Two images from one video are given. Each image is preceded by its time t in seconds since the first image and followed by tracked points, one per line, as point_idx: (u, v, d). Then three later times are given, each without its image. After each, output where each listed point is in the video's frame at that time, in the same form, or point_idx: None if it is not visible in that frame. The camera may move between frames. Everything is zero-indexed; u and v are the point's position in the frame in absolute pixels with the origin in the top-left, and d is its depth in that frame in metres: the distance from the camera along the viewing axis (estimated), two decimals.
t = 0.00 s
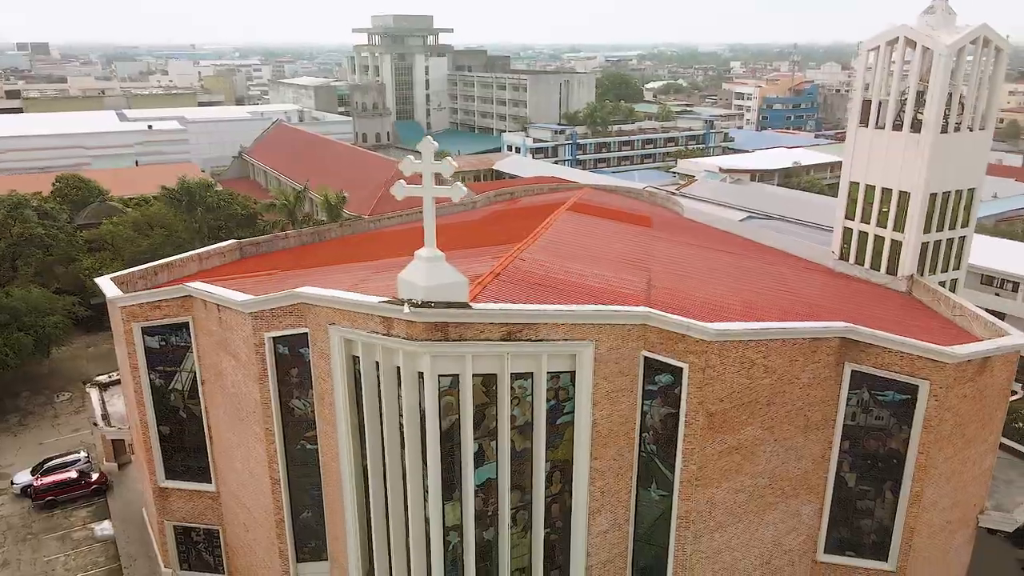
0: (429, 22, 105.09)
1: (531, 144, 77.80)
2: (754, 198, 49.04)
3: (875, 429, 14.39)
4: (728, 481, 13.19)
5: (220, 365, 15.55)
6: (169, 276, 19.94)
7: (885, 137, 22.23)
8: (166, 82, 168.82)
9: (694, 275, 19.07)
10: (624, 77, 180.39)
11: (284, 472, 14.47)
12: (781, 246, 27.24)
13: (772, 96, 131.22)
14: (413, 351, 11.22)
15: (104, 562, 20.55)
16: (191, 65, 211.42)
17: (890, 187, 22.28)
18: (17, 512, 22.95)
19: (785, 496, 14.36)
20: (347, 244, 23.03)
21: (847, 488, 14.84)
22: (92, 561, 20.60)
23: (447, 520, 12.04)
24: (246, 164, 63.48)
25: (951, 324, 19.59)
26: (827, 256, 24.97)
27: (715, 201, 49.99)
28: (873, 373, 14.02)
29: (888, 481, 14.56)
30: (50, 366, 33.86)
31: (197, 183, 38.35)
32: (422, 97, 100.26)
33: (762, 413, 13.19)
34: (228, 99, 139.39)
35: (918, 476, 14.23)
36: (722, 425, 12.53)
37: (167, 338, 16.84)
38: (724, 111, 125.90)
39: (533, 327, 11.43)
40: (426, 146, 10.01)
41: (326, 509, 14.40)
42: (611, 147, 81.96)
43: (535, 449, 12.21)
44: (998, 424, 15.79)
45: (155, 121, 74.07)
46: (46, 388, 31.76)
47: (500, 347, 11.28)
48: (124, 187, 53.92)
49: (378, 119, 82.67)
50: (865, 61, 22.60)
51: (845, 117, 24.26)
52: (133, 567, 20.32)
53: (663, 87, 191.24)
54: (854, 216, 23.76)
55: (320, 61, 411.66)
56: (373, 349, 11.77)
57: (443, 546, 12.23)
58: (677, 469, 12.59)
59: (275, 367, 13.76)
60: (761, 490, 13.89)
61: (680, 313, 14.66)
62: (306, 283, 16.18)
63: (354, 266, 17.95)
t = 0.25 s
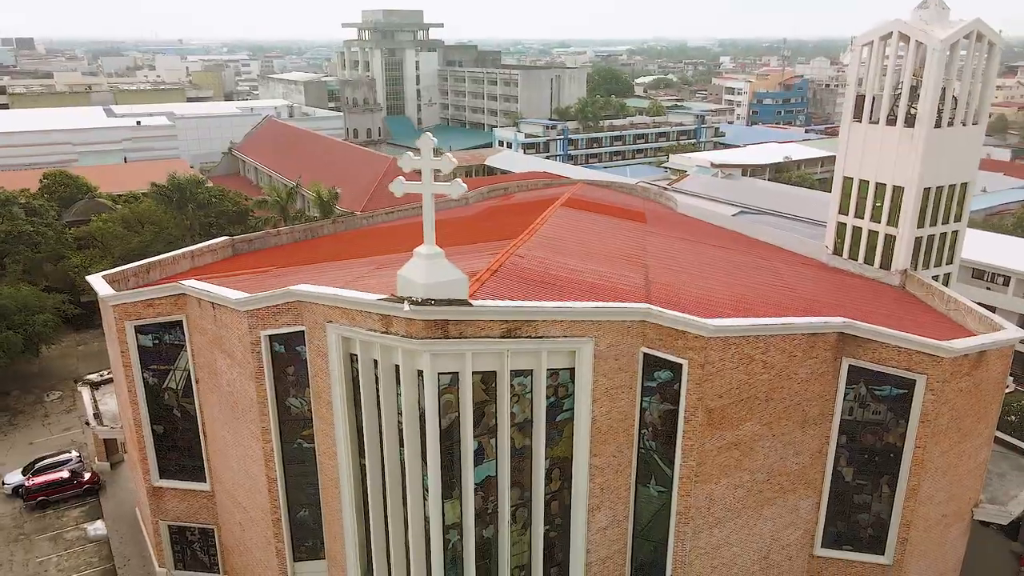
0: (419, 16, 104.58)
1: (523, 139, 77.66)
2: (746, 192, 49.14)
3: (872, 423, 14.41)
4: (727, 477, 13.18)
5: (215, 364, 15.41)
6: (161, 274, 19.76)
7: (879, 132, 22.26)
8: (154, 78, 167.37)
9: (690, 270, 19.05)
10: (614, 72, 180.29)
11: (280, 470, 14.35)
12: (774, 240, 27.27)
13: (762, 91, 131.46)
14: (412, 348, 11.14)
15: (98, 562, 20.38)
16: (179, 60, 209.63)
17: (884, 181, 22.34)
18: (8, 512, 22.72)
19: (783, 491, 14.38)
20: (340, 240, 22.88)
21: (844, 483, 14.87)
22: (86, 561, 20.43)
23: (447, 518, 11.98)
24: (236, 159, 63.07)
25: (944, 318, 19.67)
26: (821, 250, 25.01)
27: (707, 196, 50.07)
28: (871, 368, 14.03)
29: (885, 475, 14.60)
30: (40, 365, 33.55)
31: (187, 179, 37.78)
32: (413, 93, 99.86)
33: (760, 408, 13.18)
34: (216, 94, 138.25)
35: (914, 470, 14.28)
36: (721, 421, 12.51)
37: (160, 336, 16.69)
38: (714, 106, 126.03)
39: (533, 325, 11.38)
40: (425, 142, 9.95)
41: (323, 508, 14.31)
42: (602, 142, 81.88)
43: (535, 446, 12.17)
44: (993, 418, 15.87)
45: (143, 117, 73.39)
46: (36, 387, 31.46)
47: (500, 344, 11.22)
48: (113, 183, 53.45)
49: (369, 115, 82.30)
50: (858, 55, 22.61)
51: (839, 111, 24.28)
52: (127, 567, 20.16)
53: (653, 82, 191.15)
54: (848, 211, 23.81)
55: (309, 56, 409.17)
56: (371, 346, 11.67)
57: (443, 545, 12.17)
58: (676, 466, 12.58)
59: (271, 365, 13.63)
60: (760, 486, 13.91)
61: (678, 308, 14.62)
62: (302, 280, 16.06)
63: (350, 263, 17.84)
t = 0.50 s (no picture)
0: (409, 11, 104.02)
1: (514, 134, 77.48)
2: (738, 187, 49.22)
3: (869, 418, 14.45)
4: (726, 472, 13.19)
5: (210, 362, 15.27)
6: (153, 272, 19.54)
7: (873, 127, 22.30)
8: (141, 73, 165.80)
9: (685, 266, 19.03)
10: (605, 67, 180.06)
11: (277, 469, 14.23)
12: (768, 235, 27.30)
13: (753, 86, 131.67)
14: (412, 346, 11.05)
15: (91, 563, 20.20)
16: (166, 56, 207.77)
17: (878, 176, 22.38)
18: None
19: (780, 486, 14.39)
20: (334, 236, 22.74)
21: (841, 477, 14.90)
22: (79, 561, 20.25)
23: (447, 516, 11.91)
24: (226, 155, 62.60)
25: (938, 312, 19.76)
26: (815, 245, 25.06)
27: (699, 191, 50.11)
28: (868, 363, 14.06)
29: (882, 470, 14.65)
30: (29, 364, 33.18)
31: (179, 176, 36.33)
32: (403, 88, 99.41)
33: (759, 404, 13.18)
34: (204, 89, 137.18)
35: (911, 464, 14.33)
36: (720, 417, 12.51)
37: (154, 335, 16.52)
38: (705, 101, 126.15)
39: (532, 322, 11.32)
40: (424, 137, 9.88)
41: (320, 506, 14.21)
42: (594, 137, 81.81)
43: (535, 443, 12.12)
44: (988, 411, 15.95)
45: (131, 113, 72.66)
46: (26, 386, 31.13)
47: (499, 342, 11.16)
48: (102, 180, 52.92)
49: (360, 110, 81.86)
50: (852, 50, 22.61)
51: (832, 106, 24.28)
52: (121, 567, 20.00)
53: (643, 77, 191.07)
54: (842, 206, 23.86)
55: (298, 51, 406.65)
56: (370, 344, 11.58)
57: (443, 543, 12.11)
58: (676, 462, 12.57)
59: (267, 364, 13.51)
60: (758, 481, 13.92)
61: (675, 304, 14.59)
62: (297, 278, 15.93)
63: (344, 260, 17.72)
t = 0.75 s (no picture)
0: (399, 6, 103.49)
1: (506, 130, 77.27)
2: (730, 182, 49.28)
3: (866, 413, 14.47)
4: (725, 468, 13.19)
5: (205, 361, 15.13)
6: (145, 269, 19.33)
7: (867, 122, 22.31)
8: (128, 68, 164.28)
9: (681, 261, 18.99)
10: (595, 62, 179.88)
11: (274, 468, 14.13)
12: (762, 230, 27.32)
13: (743, 81, 131.88)
14: (411, 344, 10.97)
15: (84, 563, 20.04)
16: (153, 51, 205.97)
17: (872, 171, 22.42)
18: None
19: (778, 481, 14.41)
20: (327, 233, 22.58)
21: (838, 472, 14.94)
22: (72, 562, 20.08)
23: (447, 515, 11.86)
24: (216, 151, 62.14)
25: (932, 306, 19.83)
26: (809, 240, 25.10)
27: (692, 186, 50.14)
28: (866, 358, 14.08)
29: (879, 465, 14.69)
30: (18, 363, 32.82)
31: (169, 172, 36.83)
32: (394, 83, 98.96)
33: (758, 399, 13.18)
34: (193, 85, 136.18)
35: (908, 459, 14.38)
36: (719, 413, 12.50)
37: (147, 334, 16.36)
38: (696, 95, 126.25)
39: (533, 319, 11.26)
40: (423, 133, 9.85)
41: (318, 505, 14.12)
42: (585, 133, 81.73)
43: (534, 441, 12.08)
44: (983, 405, 16.03)
45: (118, 109, 71.95)
46: (15, 385, 30.82)
47: (499, 339, 11.10)
48: (90, 177, 52.41)
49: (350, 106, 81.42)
50: (846, 45, 22.59)
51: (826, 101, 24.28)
52: (115, 568, 19.85)
53: (634, 72, 191.07)
54: (836, 201, 23.89)
55: (287, 46, 404.15)
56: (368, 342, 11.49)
57: (443, 542, 12.05)
58: (675, 458, 12.56)
59: (264, 362, 13.40)
60: (756, 477, 13.94)
61: (673, 300, 14.56)
62: (292, 275, 15.80)
63: (339, 257, 17.59)
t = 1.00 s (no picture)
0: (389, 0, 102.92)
1: (498, 125, 77.05)
2: (722, 177, 49.33)
3: (864, 407, 14.49)
4: (724, 464, 13.19)
5: (199, 359, 14.99)
6: (137, 267, 19.13)
7: (860, 116, 22.35)
8: (115, 64, 162.71)
9: (678, 257, 18.96)
10: (586, 57, 179.62)
11: (270, 467, 14.03)
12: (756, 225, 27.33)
13: (733, 76, 132.03)
14: (411, 342, 10.89)
15: (78, 563, 19.86)
16: (140, 46, 204.02)
17: (866, 166, 22.47)
18: None
19: (777, 476, 14.43)
20: (320, 230, 22.43)
21: (836, 466, 14.97)
22: (65, 562, 19.89)
23: (447, 513, 11.80)
24: (205, 147, 61.63)
25: (927, 300, 19.89)
26: (803, 235, 25.15)
27: (684, 181, 50.17)
28: (863, 353, 14.10)
29: (877, 459, 14.73)
30: (8, 361, 32.51)
31: (158, 167, 36.68)
32: (384, 78, 98.47)
33: (756, 395, 13.17)
34: (181, 81, 134.97)
35: (905, 453, 14.41)
36: (719, 408, 12.49)
37: (140, 332, 16.18)
38: (687, 90, 126.33)
39: (533, 315, 11.20)
40: (422, 129, 9.85)
41: (316, 504, 14.04)
42: (577, 128, 81.62)
43: (534, 438, 12.04)
44: (979, 399, 16.09)
45: (106, 104, 71.20)
46: (5, 385, 30.50)
47: (497, 337, 11.03)
48: (78, 174, 51.86)
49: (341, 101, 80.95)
50: (840, 39, 22.58)
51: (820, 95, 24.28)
52: (109, 568, 19.66)
53: (624, 66, 190.96)
54: (829, 195, 23.94)
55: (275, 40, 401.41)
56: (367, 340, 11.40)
57: (443, 540, 12.00)
58: (674, 454, 12.56)
59: (259, 360, 13.28)
60: (755, 472, 13.95)
61: (671, 296, 14.51)
62: (287, 273, 15.68)
63: (335, 253, 17.45)
